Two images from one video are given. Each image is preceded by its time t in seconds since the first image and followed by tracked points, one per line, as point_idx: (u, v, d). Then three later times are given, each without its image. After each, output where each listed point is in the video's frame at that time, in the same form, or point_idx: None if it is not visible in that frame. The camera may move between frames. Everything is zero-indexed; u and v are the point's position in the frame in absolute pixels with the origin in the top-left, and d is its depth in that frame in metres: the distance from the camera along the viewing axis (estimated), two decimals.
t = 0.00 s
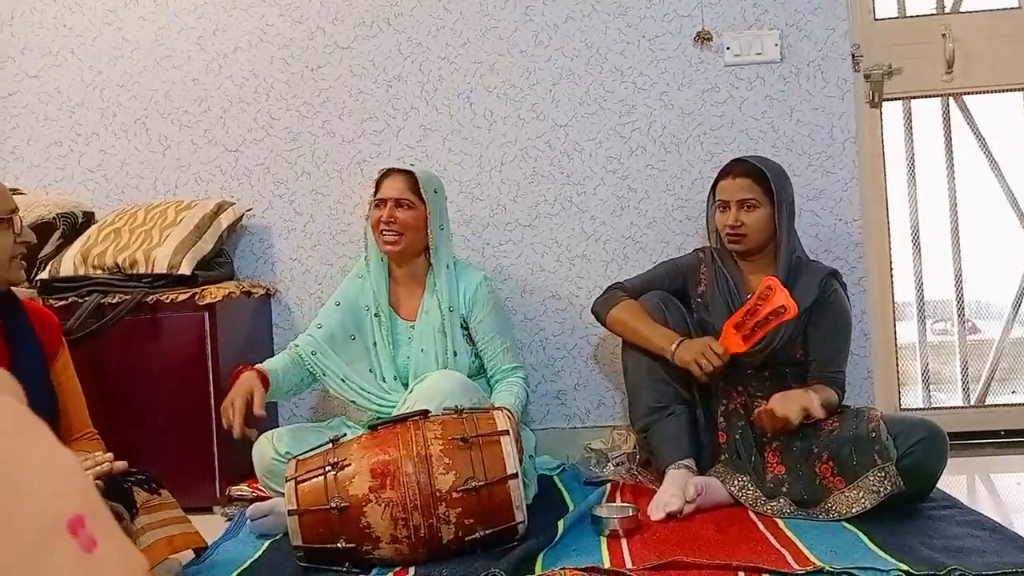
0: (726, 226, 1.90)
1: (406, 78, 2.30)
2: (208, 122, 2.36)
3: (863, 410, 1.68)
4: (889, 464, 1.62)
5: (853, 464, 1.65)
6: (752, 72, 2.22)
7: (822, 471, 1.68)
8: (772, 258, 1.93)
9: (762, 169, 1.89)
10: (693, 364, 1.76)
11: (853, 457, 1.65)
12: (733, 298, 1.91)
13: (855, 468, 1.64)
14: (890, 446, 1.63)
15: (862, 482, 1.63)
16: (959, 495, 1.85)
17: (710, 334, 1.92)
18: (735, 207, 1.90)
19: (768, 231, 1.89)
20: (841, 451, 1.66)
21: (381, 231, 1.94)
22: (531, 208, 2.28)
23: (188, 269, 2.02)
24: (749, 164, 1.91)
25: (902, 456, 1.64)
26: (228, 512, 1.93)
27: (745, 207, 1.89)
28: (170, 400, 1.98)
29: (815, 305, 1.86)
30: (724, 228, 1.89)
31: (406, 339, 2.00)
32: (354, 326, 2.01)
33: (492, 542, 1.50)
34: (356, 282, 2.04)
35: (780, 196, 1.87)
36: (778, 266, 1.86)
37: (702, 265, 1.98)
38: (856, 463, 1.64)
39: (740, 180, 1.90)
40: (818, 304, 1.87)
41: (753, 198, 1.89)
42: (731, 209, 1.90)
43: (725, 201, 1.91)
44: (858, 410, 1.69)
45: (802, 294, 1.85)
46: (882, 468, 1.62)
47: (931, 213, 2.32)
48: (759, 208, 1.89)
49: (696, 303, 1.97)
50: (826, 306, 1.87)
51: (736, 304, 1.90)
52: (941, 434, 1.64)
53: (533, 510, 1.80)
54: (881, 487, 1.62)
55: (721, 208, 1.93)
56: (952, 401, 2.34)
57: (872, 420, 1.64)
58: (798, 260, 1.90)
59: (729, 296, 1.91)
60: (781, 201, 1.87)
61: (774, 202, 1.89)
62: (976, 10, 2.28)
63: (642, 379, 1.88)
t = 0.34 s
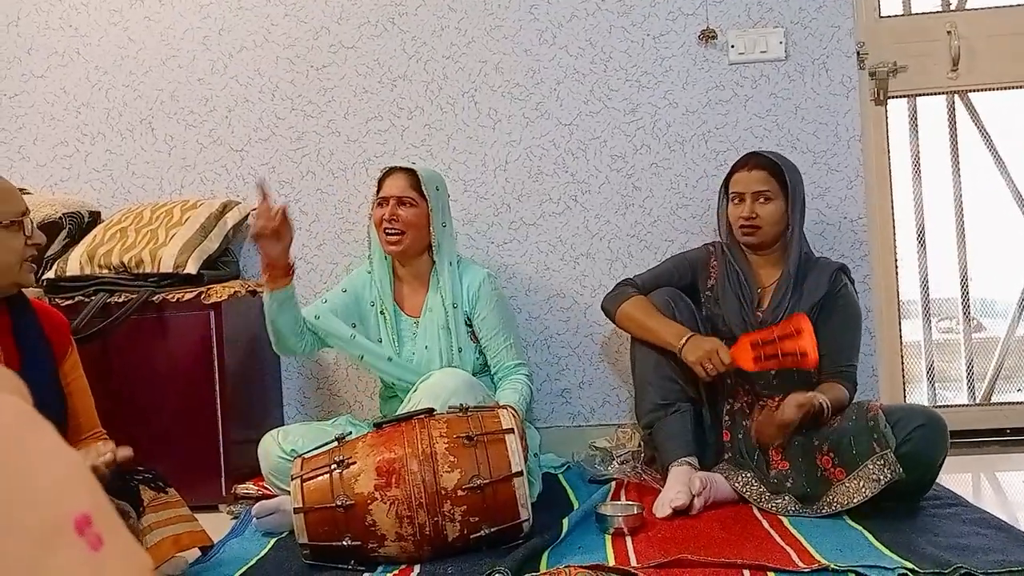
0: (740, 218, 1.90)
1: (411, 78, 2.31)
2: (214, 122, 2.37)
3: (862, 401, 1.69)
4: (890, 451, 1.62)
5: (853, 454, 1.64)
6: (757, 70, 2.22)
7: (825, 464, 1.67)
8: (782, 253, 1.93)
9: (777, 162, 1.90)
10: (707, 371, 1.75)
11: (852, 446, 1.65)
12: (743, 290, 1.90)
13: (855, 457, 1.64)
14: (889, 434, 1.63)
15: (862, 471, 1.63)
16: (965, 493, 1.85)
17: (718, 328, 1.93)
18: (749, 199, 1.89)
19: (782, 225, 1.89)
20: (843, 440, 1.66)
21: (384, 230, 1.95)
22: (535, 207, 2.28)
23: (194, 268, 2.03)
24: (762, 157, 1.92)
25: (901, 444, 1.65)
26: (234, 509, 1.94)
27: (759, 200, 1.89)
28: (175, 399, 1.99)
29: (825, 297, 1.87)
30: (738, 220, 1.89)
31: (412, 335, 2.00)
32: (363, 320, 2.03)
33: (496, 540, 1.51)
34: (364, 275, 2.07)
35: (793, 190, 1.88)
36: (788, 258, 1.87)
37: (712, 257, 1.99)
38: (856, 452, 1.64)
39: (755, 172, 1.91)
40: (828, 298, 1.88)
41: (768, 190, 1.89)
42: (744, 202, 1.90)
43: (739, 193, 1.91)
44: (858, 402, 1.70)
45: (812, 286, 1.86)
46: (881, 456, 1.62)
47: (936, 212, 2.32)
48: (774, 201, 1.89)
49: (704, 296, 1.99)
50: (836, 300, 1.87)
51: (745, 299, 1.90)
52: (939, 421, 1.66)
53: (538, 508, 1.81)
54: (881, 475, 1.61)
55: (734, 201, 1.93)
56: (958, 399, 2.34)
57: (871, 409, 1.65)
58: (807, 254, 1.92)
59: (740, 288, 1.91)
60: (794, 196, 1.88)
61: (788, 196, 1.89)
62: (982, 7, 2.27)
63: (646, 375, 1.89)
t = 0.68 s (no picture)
0: (757, 205, 1.91)
1: (412, 73, 2.30)
2: (214, 117, 2.37)
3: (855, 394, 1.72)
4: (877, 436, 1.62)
5: (842, 440, 1.65)
6: (758, 67, 2.22)
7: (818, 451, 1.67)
8: (790, 245, 1.96)
9: (794, 152, 1.94)
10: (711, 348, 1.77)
11: (843, 434, 1.65)
12: (750, 281, 1.93)
13: (845, 445, 1.65)
14: (878, 420, 1.65)
15: (851, 458, 1.64)
16: (964, 490, 1.85)
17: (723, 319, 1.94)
18: (768, 186, 1.91)
19: (795, 216, 1.92)
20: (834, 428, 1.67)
21: (384, 229, 1.95)
22: (536, 203, 2.28)
23: (195, 262, 2.03)
24: (778, 147, 1.96)
25: (892, 430, 1.66)
26: (234, 504, 1.94)
27: (777, 188, 1.91)
28: (176, 393, 1.99)
29: (829, 284, 1.91)
30: (756, 206, 1.90)
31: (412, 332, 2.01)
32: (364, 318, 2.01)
33: (496, 535, 1.51)
34: (362, 276, 2.05)
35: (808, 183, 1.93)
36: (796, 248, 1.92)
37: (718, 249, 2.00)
38: (846, 439, 1.65)
39: (774, 162, 1.94)
40: (831, 282, 1.91)
41: (786, 179, 1.92)
42: (763, 188, 1.92)
43: (757, 179, 1.93)
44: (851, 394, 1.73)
45: (817, 271, 1.90)
46: (869, 443, 1.63)
47: (937, 209, 2.32)
48: (790, 190, 1.92)
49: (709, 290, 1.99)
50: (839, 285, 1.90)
51: (752, 290, 1.92)
52: (933, 406, 1.68)
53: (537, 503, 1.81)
54: (869, 463, 1.62)
55: (750, 186, 1.94)
56: (958, 397, 2.34)
57: (863, 396, 1.68)
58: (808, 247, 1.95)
59: (746, 278, 1.94)
60: (808, 189, 1.93)
61: (803, 188, 1.93)
62: (984, 4, 2.27)
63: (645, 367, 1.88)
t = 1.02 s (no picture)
0: (744, 200, 1.93)
1: (412, 69, 2.30)
2: (214, 112, 2.37)
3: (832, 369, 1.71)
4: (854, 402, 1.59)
5: (822, 411, 1.62)
6: (758, 64, 2.21)
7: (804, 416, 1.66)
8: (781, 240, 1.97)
9: (779, 148, 1.96)
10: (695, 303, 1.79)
11: (820, 406, 1.63)
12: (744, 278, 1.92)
13: (825, 415, 1.62)
14: (853, 388, 1.63)
15: (834, 425, 1.60)
16: (962, 489, 1.86)
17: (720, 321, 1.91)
18: (753, 180, 1.93)
19: (783, 209, 1.94)
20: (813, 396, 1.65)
21: (376, 225, 1.95)
22: (536, 200, 2.28)
23: (194, 258, 2.03)
24: (762, 142, 1.98)
25: (866, 396, 1.64)
26: (233, 500, 1.95)
27: (761, 182, 1.93)
28: (176, 393, 1.99)
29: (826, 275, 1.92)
30: (742, 202, 1.92)
31: (408, 331, 1.99)
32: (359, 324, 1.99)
33: (494, 532, 1.51)
34: (356, 280, 2.05)
35: (794, 175, 1.93)
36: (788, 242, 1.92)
37: (711, 248, 2.00)
38: (825, 408, 1.62)
39: (760, 156, 1.95)
40: (829, 277, 1.93)
41: (770, 173, 1.93)
42: (748, 183, 1.93)
43: (743, 174, 1.94)
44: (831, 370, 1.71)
45: (813, 266, 1.90)
46: (848, 410, 1.60)
47: (937, 208, 2.31)
48: (775, 184, 1.93)
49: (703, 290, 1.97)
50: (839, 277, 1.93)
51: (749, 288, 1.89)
52: (904, 368, 1.65)
53: (536, 501, 1.81)
54: (849, 427, 1.59)
55: (737, 183, 1.96)
56: (956, 396, 2.34)
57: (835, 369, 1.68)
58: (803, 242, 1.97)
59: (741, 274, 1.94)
60: (795, 180, 1.93)
61: (789, 181, 1.94)
62: (985, 3, 2.27)
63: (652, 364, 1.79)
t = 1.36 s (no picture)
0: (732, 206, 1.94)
1: (416, 73, 2.30)
2: (218, 116, 2.37)
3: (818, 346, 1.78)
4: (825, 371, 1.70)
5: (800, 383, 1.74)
6: (761, 67, 2.22)
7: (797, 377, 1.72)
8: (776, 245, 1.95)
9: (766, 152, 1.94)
10: (692, 321, 1.82)
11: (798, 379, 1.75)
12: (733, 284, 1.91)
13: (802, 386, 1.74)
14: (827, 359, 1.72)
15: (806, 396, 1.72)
16: (966, 492, 1.85)
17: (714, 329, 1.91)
18: (740, 186, 1.93)
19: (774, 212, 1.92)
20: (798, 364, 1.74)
21: (371, 232, 1.96)
22: (539, 203, 2.28)
23: (198, 262, 2.03)
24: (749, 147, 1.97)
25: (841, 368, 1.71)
26: (237, 503, 1.95)
27: (750, 187, 1.93)
28: (177, 399, 2.00)
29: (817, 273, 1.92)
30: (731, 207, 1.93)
31: (409, 336, 1.99)
32: (357, 331, 1.99)
33: (497, 536, 1.51)
34: (353, 288, 2.04)
35: (782, 178, 1.91)
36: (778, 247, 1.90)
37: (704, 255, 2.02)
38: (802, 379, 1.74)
39: (747, 161, 1.95)
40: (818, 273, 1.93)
41: (758, 178, 1.93)
42: (735, 188, 1.94)
43: (732, 179, 1.94)
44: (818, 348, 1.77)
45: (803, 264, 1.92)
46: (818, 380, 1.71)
47: (940, 212, 2.31)
48: (763, 188, 1.93)
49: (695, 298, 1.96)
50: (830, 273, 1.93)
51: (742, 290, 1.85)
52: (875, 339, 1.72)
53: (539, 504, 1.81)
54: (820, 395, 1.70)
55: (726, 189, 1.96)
56: (960, 399, 2.34)
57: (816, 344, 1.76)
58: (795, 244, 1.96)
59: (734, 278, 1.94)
60: (783, 184, 1.91)
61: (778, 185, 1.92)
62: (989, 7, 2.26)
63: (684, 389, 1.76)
